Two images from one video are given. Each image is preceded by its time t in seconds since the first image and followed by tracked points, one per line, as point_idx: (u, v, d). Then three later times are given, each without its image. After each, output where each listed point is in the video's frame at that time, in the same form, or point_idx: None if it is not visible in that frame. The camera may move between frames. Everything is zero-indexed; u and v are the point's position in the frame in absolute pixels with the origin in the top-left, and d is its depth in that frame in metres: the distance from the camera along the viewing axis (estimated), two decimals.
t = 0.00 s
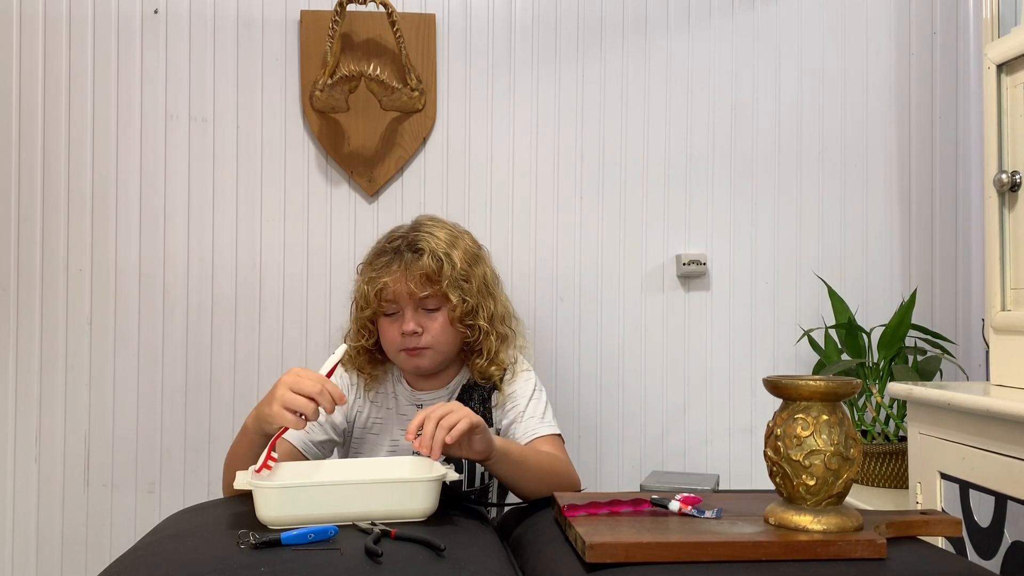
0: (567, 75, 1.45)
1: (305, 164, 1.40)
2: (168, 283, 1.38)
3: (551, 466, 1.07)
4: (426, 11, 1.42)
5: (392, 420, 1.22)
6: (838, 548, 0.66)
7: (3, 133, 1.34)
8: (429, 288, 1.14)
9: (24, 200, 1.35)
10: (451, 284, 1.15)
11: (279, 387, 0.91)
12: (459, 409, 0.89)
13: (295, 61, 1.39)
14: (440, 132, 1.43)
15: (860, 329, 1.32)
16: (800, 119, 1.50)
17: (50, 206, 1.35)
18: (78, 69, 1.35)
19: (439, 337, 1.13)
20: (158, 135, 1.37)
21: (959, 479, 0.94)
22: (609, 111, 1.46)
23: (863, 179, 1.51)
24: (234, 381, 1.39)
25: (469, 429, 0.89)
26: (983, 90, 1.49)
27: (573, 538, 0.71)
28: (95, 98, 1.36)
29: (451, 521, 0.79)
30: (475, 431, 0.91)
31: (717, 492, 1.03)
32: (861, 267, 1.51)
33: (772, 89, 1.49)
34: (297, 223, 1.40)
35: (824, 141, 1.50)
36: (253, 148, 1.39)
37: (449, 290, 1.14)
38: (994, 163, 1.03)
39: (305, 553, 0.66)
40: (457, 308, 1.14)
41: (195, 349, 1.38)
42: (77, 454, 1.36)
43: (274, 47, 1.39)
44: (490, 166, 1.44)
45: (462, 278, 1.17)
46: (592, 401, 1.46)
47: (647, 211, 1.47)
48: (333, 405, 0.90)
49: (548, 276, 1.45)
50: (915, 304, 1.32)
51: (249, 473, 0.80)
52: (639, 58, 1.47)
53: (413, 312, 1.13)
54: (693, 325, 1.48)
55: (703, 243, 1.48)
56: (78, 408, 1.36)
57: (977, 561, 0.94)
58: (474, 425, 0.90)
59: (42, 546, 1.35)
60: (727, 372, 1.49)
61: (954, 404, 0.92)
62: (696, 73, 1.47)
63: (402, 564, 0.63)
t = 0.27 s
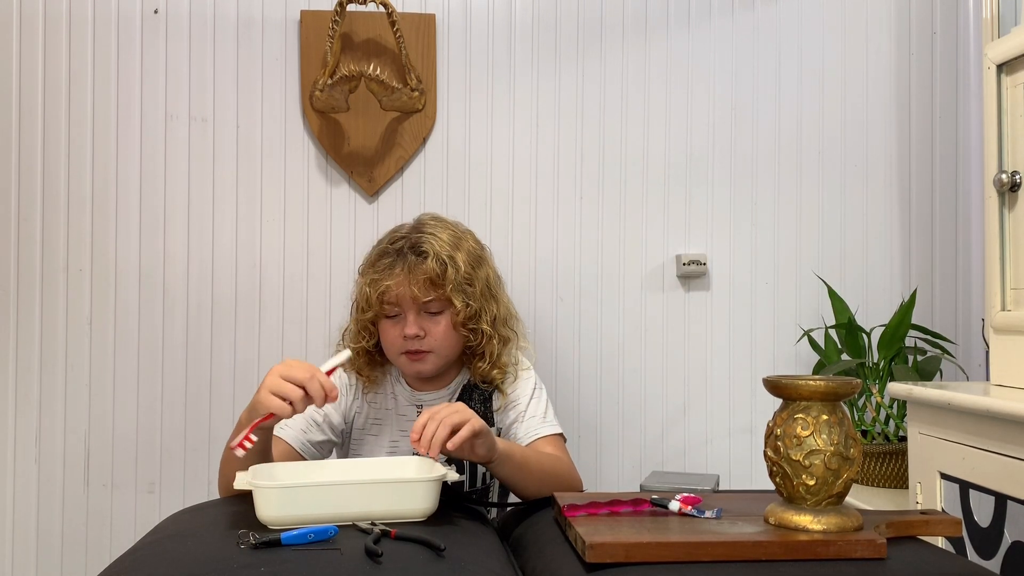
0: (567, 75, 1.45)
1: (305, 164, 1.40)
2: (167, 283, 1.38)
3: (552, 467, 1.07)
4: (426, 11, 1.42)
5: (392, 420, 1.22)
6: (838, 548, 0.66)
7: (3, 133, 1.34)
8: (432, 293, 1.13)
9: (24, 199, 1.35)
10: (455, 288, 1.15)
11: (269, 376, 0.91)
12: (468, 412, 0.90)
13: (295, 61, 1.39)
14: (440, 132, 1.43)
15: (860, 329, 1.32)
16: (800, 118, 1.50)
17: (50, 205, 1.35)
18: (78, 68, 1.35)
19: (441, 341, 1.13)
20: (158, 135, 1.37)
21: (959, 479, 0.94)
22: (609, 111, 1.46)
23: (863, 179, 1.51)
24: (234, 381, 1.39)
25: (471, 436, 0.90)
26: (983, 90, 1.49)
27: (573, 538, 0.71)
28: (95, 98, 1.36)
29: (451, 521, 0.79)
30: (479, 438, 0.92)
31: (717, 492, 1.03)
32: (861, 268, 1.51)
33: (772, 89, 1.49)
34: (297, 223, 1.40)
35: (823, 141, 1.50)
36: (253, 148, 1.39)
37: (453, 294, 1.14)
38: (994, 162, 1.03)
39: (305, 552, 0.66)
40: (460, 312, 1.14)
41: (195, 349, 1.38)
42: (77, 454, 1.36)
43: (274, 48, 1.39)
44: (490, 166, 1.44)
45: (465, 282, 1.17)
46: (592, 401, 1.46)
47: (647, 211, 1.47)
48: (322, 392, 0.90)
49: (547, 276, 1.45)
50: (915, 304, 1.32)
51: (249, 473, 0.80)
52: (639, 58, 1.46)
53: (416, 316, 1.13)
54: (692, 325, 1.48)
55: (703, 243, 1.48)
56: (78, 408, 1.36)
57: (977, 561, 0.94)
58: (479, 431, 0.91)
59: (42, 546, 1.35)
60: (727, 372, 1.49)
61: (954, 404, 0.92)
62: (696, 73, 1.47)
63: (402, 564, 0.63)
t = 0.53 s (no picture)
0: (567, 75, 1.45)
1: (305, 163, 1.40)
2: (167, 283, 1.38)
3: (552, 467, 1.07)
4: (426, 11, 1.42)
5: (386, 419, 1.22)
6: (838, 548, 0.65)
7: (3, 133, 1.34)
8: (425, 294, 1.13)
9: (24, 199, 1.35)
10: (447, 289, 1.14)
11: (261, 391, 0.91)
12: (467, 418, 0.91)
13: (294, 60, 1.39)
14: (440, 132, 1.43)
15: (860, 329, 1.32)
16: (800, 118, 1.50)
17: (50, 204, 1.35)
18: (77, 68, 1.35)
19: (433, 342, 1.13)
20: (158, 134, 1.37)
21: (959, 479, 0.94)
22: (609, 110, 1.46)
23: (863, 179, 1.51)
24: (234, 380, 1.39)
25: (470, 442, 0.90)
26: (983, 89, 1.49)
27: (573, 538, 0.71)
28: (95, 98, 1.36)
29: (451, 521, 0.79)
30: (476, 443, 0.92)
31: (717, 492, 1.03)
32: (861, 267, 1.51)
33: (772, 88, 1.49)
34: (297, 223, 1.40)
35: (824, 141, 1.50)
36: (253, 148, 1.39)
37: (445, 295, 1.13)
38: (994, 162, 1.03)
39: (305, 553, 0.66)
40: (453, 313, 1.14)
41: (195, 349, 1.38)
42: (77, 454, 1.36)
43: (274, 47, 1.39)
44: (490, 166, 1.44)
45: (457, 282, 1.16)
46: (592, 401, 1.46)
47: (647, 211, 1.47)
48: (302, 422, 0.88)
49: (547, 275, 1.45)
50: (915, 304, 1.32)
51: (249, 473, 0.80)
52: (640, 59, 1.46)
53: (408, 317, 1.12)
54: (692, 325, 1.48)
55: (703, 243, 1.48)
56: (78, 408, 1.36)
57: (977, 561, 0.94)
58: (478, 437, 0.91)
59: (42, 546, 1.35)
60: (727, 372, 1.49)
61: (954, 404, 0.92)
62: (696, 73, 1.47)
63: (402, 564, 0.63)
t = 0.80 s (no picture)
0: (567, 75, 1.45)
1: (305, 163, 1.40)
2: (167, 283, 1.38)
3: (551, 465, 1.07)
4: (426, 11, 1.42)
5: (379, 416, 1.22)
6: (838, 548, 0.65)
7: (3, 134, 1.34)
8: (420, 291, 1.13)
9: (23, 199, 1.35)
10: (442, 286, 1.14)
11: (262, 408, 0.91)
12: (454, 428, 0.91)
13: (294, 60, 1.39)
14: (440, 132, 1.43)
15: (860, 329, 1.32)
16: (800, 118, 1.50)
17: (49, 204, 1.35)
18: (77, 68, 1.35)
19: (428, 340, 1.13)
20: (158, 134, 1.37)
21: (959, 479, 0.94)
22: (609, 110, 1.46)
23: (863, 179, 1.51)
24: (235, 380, 1.39)
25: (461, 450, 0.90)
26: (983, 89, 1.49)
27: (573, 539, 0.71)
28: (95, 98, 1.36)
29: (451, 521, 0.79)
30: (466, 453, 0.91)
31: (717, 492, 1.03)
32: (862, 267, 1.51)
33: (772, 88, 1.49)
34: (297, 223, 1.40)
35: (823, 141, 1.50)
36: (253, 147, 1.39)
37: (440, 292, 1.13)
38: (994, 162, 1.03)
39: (305, 553, 0.66)
40: (447, 311, 1.14)
41: (195, 349, 1.38)
42: (77, 454, 1.36)
43: (274, 47, 1.39)
44: (490, 166, 1.44)
45: (452, 280, 1.16)
46: (592, 401, 1.46)
47: (647, 211, 1.47)
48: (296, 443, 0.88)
49: (547, 275, 1.45)
50: (915, 304, 1.32)
51: (250, 470, 0.80)
52: (640, 59, 1.46)
53: (402, 315, 1.12)
54: (692, 325, 1.48)
55: (703, 243, 1.48)
56: (78, 408, 1.36)
57: (978, 561, 0.94)
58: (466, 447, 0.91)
59: (42, 546, 1.35)
60: (727, 372, 1.49)
61: (954, 404, 0.92)
62: (697, 73, 1.47)
63: (402, 564, 0.63)
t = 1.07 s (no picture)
0: (567, 75, 1.45)
1: (305, 163, 1.40)
2: (168, 283, 1.38)
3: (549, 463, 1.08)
4: (427, 11, 1.41)
5: (372, 410, 1.22)
6: (838, 548, 0.65)
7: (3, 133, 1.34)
8: (413, 291, 1.12)
9: (23, 199, 1.35)
10: (435, 285, 1.14)
11: (258, 414, 0.91)
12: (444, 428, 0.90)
13: (294, 60, 1.39)
14: (440, 132, 1.43)
15: (860, 329, 1.32)
16: (800, 118, 1.50)
17: (49, 204, 1.35)
18: (77, 68, 1.35)
19: (421, 340, 1.13)
20: (158, 133, 1.37)
21: (959, 479, 0.94)
22: (609, 110, 1.46)
23: (863, 179, 1.51)
24: (235, 380, 1.39)
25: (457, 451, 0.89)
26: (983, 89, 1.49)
27: (573, 539, 0.71)
28: (95, 97, 1.36)
29: (451, 521, 0.79)
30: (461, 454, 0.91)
31: (716, 492, 1.03)
32: (862, 267, 1.51)
33: (772, 88, 1.49)
34: (296, 223, 1.40)
35: (824, 141, 1.50)
36: (253, 147, 1.39)
37: (433, 292, 1.13)
38: (994, 162, 1.03)
39: (306, 552, 0.65)
40: (442, 310, 1.13)
41: (195, 349, 1.38)
42: (77, 453, 1.36)
43: (274, 47, 1.39)
44: (490, 166, 1.44)
45: (445, 279, 1.16)
46: (592, 401, 1.46)
47: (647, 211, 1.47)
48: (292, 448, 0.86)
49: (547, 275, 1.45)
50: (915, 305, 1.32)
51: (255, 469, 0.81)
52: (640, 59, 1.46)
53: (395, 315, 1.12)
54: (692, 325, 1.48)
55: (703, 243, 1.48)
56: (78, 408, 1.36)
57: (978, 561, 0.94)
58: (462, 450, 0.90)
59: (42, 545, 1.35)
60: (727, 373, 1.49)
61: (954, 404, 0.92)
62: (697, 73, 1.47)
63: (402, 564, 0.63)
